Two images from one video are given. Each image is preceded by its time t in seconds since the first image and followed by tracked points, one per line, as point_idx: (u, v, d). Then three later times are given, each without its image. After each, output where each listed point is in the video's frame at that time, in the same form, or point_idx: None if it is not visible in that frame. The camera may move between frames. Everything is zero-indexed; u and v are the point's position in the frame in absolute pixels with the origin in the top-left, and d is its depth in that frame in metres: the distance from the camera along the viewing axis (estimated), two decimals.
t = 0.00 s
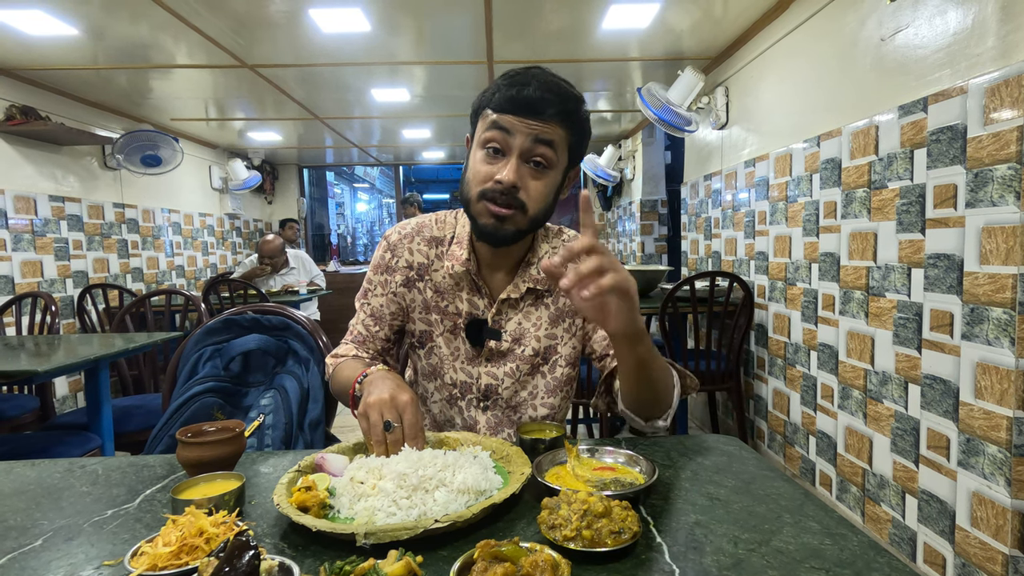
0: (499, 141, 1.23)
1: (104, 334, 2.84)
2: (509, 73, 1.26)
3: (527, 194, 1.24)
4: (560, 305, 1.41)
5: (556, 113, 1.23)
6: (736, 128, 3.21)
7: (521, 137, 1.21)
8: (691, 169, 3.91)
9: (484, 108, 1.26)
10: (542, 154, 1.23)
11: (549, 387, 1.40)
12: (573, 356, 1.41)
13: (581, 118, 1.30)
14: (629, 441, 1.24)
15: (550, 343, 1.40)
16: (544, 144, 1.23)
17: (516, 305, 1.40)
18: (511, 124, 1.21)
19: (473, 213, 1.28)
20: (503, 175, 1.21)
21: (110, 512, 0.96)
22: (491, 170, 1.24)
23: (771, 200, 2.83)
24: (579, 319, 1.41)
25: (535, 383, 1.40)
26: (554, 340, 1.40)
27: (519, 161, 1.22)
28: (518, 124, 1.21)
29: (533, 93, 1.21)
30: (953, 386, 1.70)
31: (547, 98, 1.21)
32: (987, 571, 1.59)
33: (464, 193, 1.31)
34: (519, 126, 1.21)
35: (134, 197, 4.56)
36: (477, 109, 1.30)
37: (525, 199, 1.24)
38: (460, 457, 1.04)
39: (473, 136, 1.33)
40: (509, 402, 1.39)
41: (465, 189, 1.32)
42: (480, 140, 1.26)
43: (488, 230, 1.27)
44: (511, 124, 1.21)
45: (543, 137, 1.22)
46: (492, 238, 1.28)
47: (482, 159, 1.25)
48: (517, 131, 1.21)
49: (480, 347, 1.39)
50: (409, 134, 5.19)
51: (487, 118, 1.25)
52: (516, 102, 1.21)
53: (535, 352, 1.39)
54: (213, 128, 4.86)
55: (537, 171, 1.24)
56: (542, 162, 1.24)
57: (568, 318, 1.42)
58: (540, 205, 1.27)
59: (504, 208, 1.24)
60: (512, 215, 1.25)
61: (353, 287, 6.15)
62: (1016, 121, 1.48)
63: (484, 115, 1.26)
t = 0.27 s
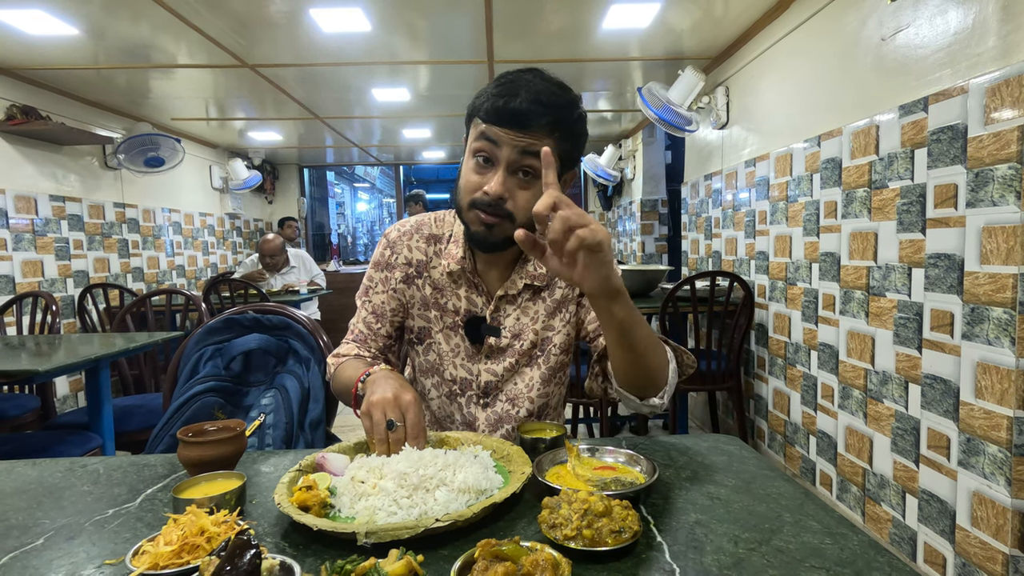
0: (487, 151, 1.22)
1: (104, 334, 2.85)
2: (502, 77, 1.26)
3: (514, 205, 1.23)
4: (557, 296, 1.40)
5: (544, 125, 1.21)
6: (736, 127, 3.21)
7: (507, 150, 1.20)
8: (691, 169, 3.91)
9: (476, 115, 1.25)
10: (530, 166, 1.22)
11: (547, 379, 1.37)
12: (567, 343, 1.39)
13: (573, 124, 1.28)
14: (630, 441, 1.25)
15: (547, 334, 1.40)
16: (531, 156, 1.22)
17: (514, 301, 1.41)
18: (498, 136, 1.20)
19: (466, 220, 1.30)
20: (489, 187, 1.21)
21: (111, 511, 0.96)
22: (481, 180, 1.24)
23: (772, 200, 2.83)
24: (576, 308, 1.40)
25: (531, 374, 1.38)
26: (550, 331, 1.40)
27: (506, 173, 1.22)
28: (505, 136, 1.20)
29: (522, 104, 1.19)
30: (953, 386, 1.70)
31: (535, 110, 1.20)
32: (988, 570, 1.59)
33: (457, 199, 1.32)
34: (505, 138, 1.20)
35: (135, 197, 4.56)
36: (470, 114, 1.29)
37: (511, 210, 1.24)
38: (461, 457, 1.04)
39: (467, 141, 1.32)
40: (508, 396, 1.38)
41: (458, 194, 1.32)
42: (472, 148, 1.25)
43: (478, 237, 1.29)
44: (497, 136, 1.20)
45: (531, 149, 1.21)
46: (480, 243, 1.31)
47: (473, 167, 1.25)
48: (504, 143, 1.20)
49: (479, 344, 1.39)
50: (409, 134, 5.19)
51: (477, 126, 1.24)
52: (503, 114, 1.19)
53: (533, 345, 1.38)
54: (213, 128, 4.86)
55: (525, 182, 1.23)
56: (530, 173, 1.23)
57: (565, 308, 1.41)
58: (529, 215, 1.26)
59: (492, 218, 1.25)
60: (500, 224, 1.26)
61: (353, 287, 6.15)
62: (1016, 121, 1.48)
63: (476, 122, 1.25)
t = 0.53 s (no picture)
0: (480, 146, 1.22)
1: (106, 335, 2.85)
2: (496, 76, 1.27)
3: (510, 196, 1.23)
4: (554, 306, 1.40)
5: (535, 117, 1.22)
6: (737, 128, 3.21)
7: (500, 142, 1.21)
8: (692, 169, 3.90)
9: (469, 114, 1.26)
10: (524, 157, 1.22)
11: (542, 386, 1.37)
12: (564, 355, 1.38)
13: (567, 119, 1.28)
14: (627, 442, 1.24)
15: (544, 344, 1.39)
16: (524, 148, 1.21)
17: (512, 305, 1.40)
18: (490, 130, 1.21)
19: (461, 215, 1.29)
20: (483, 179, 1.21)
21: (112, 512, 0.96)
22: (476, 174, 1.24)
23: (772, 201, 2.83)
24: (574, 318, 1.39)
25: (527, 384, 1.38)
26: (548, 341, 1.38)
27: (499, 166, 1.22)
28: (497, 130, 1.20)
29: (512, 97, 1.20)
30: (955, 386, 1.70)
31: (525, 102, 1.20)
32: (990, 571, 1.59)
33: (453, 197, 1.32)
34: (497, 131, 1.20)
35: (136, 198, 4.57)
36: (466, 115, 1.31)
37: (507, 202, 1.23)
38: (461, 457, 1.04)
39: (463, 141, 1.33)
40: (503, 401, 1.37)
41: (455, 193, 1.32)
42: (467, 146, 1.26)
43: (473, 232, 1.27)
44: (490, 129, 1.21)
45: (523, 141, 1.21)
46: (479, 238, 1.29)
47: (468, 164, 1.26)
48: (496, 137, 1.21)
49: (473, 346, 1.39)
50: (410, 135, 5.19)
51: (471, 124, 1.25)
52: (494, 108, 1.20)
53: (529, 353, 1.37)
54: (214, 129, 4.86)
55: (519, 174, 1.23)
56: (524, 165, 1.22)
57: (563, 320, 1.40)
58: (525, 208, 1.25)
59: (488, 212, 1.24)
60: (494, 216, 1.24)
61: (354, 288, 6.16)
62: (1018, 121, 1.48)
63: (470, 120, 1.26)
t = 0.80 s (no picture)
0: (508, 148, 1.22)
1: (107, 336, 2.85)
2: (513, 76, 1.26)
3: (536, 201, 1.24)
4: (562, 308, 1.41)
5: (564, 121, 1.23)
6: (738, 128, 3.21)
7: (530, 145, 1.21)
8: (693, 170, 3.90)
9: (491, 114, 1.25)
10: (551, 161, 1.23)
11: (548, 389, 1.38)
12: (571, 357, 1.40)
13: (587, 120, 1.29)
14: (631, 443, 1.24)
15: (551, 346, 1.40)
16: (552, 152, 1.22)
17: (518, 307, 1.40)
18: (519, 133, 1.20)
19: (484, 219, 1.28)
20: (513, 184, 1.21)
21: (114, 512, 0.96)
22: (501, 177, 1.24)
23: (773, 201, 2.83)
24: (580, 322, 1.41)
25: (535, 386, 1.39)
26: (554, 343, 1.40)
27: (528, 169, 1.22)
28: (527, 133, 1.20)
29: (541, 100, 1.20)
30: (956, 386, 1.70)
31: (554, 105, 1.20)
32: (992, 572, 1.58)
33: (472, 197, 1.31)
34: (527, 134, 1.20)
35: (137, 199, 4.58)
36: (483, 114, 1.29)
37: (534, 207, 1.24)
38: (462, 457, 1.04)
39: (479, 140, 1.32)
40: (509, 405, 1.38)
41: (473, 194, 1.31)
42: (488, 146, 1.25)
43: (499, 234, 1.27)
44: (519, 132, 1.21)
45: (551, 144, 1.21)
46: (503, 243, 1.29)
47: (491, 166, 1.25)
48: (526, 139, 1.21)
49: (481, 349, 1.39)
50: (411, 136, 5.20)
51: (495, 124, 1.24)
52: (525, 111, 1.20)
53: (537, 355, 1.38)
54: (215, 130, 4.87)
55: (546, 178, 1.24)
56: (550, 169, 1.23)
57: (569, 322, 1.42)
58: (549, 210, 1.27)
59: (514, 215, 1.24)
60: (522, 222, 1.25)
61: (355, 289, 6.16)
62: (1018, 121, 1.48)
63: (491, 120, 1.25)
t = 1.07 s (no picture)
0: (518, 146, 1.22)
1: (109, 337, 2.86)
2: (520, 75, 1.26)
3: (546, 199, 1.24)
4: (564, 308, 1.42)
5: (574, 120, 1.22)
6: (739, 128, 3.21)
7: (541, 143, 1.20)
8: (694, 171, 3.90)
9: (500, 113, 1.24)
10: (561, 159, 1.23)
11: (550, 389, 1.39)
12: (573, 358, 1.41)
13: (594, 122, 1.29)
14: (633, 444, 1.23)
15: (554, 346, 1.41)
16: (562, 151, 1.22)
17: (522, 307, 1.40)
18: (530, 130, 1.20)
19: (493, 218, 1.28)
20: (524, 181, 1.21)
21: (115, 512, 0.96)
22: (511, 175, 1.23)
23: (775, 201, 2.83)
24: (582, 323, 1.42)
25: (538, 387, 1.40)
26: (557, 343, 1.41)
27: (539, 166, 1.22)
28: (538, 131, 1.20)
29: (553, 99, 1.19)
30: (958, 386, 1.69)
31: (565, 103, 1.20)
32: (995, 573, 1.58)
33: (480, 196, 1.30)
34: (539, 132, 1.20)
35: (138, 201, 4.58)
36: (490, 113, 1.28)
37: (544, 205, 1.25)
38: (463, 458, 1.04)
39: (486, 140, 1.31)
40: (513, 405, 1.39)
41: (481, 192, 1.31)
42: (497, 145, 1.24)
43: (507, 234, 1.27)
44: (529, 130, 1.20)
45: (562, 143, 1.21)
46: (511, 243, 1.29)
47: (500, 164, 1.24)
48: (537, 137, 1.20)
49: (485, 350, 1.38)
50: (412, 137, 5.20)
51: (504, 122, 1.23)
52: (537, 109, 1.19)
53: (540, 355, 1.39)
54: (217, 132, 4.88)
55: (555, 176, 1.24)
56: (560, 168, 1.23)
57: (572, 323, 1.43)
58: (558, 209, 1.28)
59: (523, 213, 1.24)
60: (531, 221, 1.26)
61: (356, 290, 6.16)
62: (1020, 120, 1.48)
63: (500, 119, 1.24)
